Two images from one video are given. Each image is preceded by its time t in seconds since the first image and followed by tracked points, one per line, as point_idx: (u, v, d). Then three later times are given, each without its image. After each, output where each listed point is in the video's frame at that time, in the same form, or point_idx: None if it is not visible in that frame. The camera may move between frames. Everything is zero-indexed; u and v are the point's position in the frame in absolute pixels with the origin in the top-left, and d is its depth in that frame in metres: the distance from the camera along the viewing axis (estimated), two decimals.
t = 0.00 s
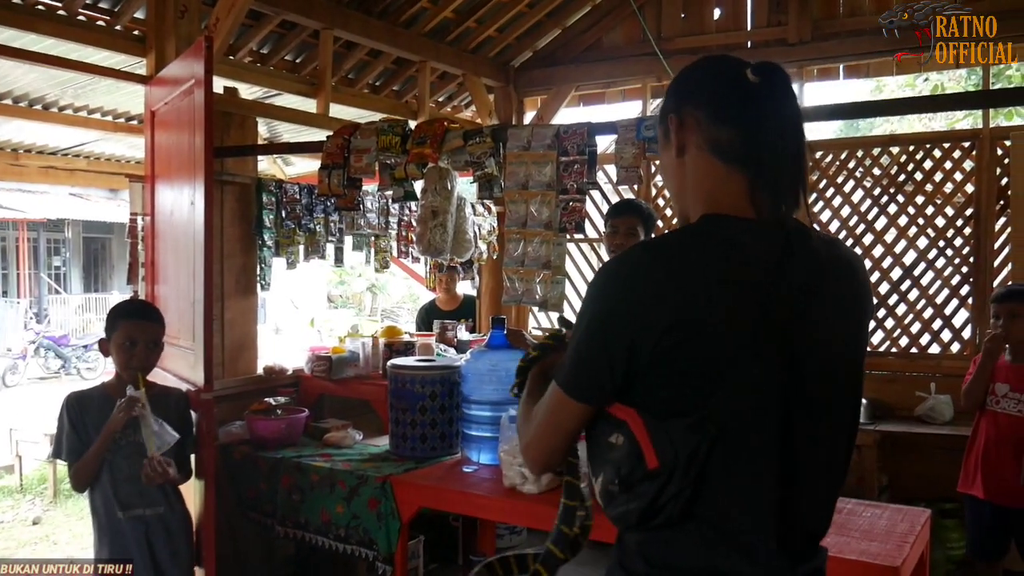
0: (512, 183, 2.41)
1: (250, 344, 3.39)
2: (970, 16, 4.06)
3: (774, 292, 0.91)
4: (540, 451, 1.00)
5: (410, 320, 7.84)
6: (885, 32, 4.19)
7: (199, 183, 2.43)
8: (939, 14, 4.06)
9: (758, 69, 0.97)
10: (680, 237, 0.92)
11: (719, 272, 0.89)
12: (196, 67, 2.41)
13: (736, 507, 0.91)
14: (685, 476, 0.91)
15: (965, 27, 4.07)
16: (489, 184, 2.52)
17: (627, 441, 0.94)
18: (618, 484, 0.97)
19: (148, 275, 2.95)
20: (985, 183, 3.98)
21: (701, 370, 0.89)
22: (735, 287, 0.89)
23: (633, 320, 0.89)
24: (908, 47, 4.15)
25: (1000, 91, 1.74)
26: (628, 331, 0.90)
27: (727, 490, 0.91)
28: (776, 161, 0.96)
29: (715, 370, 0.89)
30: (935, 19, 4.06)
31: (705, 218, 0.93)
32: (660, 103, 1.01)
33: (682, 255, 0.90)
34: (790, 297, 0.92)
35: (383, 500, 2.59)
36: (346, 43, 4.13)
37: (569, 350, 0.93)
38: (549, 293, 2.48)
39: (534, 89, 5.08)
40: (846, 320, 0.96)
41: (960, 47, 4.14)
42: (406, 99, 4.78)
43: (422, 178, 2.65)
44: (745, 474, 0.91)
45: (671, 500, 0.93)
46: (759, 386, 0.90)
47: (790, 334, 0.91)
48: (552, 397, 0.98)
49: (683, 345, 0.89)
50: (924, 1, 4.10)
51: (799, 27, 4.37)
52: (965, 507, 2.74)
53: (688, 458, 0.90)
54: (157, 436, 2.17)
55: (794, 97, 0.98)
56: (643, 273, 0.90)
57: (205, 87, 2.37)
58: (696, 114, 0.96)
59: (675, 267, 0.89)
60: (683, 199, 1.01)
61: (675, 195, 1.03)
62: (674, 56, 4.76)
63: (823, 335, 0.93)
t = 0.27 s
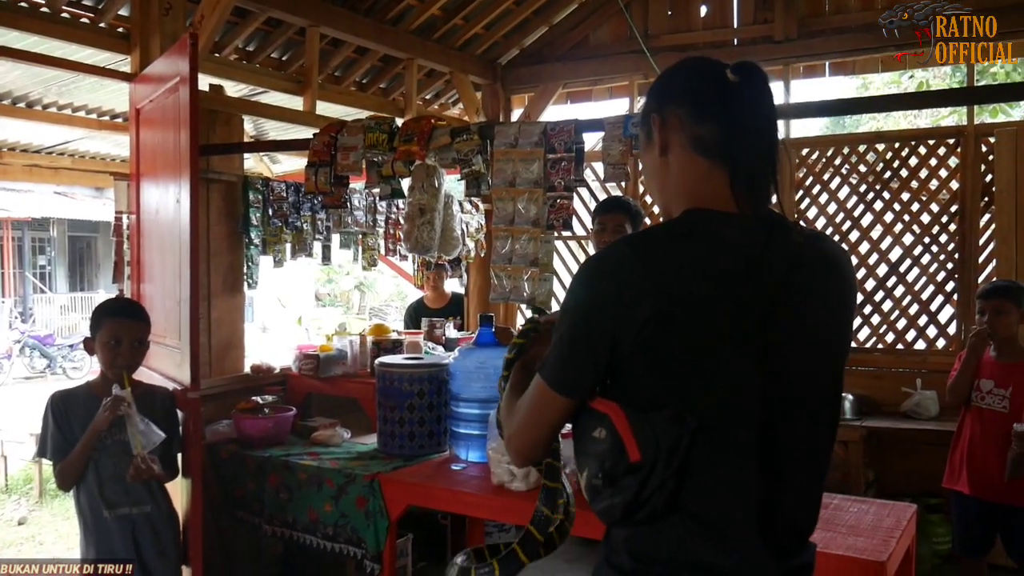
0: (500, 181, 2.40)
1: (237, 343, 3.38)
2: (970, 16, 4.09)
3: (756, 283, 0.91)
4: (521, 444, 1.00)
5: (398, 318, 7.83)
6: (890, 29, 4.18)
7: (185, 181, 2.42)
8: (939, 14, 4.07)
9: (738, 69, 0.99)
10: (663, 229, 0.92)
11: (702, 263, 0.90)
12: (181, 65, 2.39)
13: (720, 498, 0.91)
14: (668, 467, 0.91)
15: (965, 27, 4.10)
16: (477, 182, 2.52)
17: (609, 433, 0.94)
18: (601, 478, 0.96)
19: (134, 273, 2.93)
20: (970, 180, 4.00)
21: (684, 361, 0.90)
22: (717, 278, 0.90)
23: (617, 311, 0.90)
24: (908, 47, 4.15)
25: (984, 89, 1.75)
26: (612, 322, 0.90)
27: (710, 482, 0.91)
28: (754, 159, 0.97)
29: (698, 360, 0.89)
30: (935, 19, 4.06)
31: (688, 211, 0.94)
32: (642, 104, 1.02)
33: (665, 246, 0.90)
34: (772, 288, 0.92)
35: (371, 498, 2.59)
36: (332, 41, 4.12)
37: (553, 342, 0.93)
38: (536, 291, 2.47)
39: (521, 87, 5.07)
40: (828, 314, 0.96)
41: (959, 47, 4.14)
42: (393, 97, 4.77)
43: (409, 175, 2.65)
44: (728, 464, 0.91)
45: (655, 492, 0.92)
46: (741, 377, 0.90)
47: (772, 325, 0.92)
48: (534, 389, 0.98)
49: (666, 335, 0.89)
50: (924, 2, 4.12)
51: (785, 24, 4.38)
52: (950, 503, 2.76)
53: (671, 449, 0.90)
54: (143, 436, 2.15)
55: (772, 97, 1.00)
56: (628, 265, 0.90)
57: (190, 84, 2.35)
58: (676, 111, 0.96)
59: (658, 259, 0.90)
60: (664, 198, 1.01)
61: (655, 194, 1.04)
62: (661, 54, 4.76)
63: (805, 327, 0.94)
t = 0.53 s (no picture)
0: (497, 178, 2.40)
1: (233, 339, 3.37)
2: (971, 16, 4.10)
3: (761, 280, 0.91)
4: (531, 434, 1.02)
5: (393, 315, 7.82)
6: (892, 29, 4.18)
7: (181, 176, 2.41)
8: (939, 14, 4.08)
9: (738, 72, 0.99)
10: (670, 228, 0.92)
11: (706, 263, 0.90)
12: (178, 60, 2.38)
13: (725, 494, 0.92)
14: (674, 463, 0.92)
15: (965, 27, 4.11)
16: (473, 179, 2.53)
17: (617, 428, 0.94)
18: (609, 472, 0.97)
19: (130, 269, 2.92)
20: (967, 181, 4.01)
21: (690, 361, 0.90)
22: (723, 277, 0.89)
23: (622, 310, 0.90)
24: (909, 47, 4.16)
25: (982, 90, 1.75)
26: (616, 320, 0.90)
27: (717, 479, 0.92)
28: (753, 159, 0.98)
29: (702, 360, 0.89)
30: (935, 19, 4.08)
31: (693, 210, 0.94)
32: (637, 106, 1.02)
33: (670, 244, 0.91)
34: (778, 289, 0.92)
35: (367, 495, 2.59)
36: (330, 37, 4.10)
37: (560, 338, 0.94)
38: (534, 289, 2.44)
39: (518, 84, 5.07)
40: (834, 314, 0.96)
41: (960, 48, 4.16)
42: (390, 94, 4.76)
43: (406, 173, 2.65)
44: (734, 462, 0.91)
45: (662, 486, 0.93)
46: (745, 378, 0.90)
47: (779, 324, 0.92)
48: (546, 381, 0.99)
49: (670, 335, 0.89)
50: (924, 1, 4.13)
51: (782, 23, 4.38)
52: (945, 503, 2.77)
53: (677, 445, 0.91)
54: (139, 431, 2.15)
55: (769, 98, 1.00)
56: (632, 264, 0.90)
57: (186, 79, 2.34)
58: (675, 113, 0.97)
59: (665, 256, 0.90)
60: (662, 201, 1.01)
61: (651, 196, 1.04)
62: (659, 52, 4.76)
63: (810, 326, 0.93)
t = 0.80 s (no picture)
0: (506, 175, 2.40)
1: (237, 335, 3.35)
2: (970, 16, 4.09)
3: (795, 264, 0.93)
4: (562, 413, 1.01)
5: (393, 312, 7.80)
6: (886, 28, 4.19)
7: (189, 171, 2.40)
8: (939, 14, 4.07)
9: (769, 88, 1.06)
10: (707, 212, 0.94)
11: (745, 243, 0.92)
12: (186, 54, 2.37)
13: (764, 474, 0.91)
14: (714, 440, 0.91)
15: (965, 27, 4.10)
16: (482, 175, 2.48)
17: (654, 408, 0.94)
18: (644, 455, 0.96)
19: (134, 264, 2.90)
20: (974, 179, 4.00)
21: (730, 337, 0.91)
22: (761, 258, 0.92)
23: (663, 285, 0.91)
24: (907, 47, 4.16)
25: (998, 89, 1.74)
26: (656, 295, 0.91)
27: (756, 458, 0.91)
28: (779, 165, 1.01)
29: (742, 336, 0.90)
30: (935, 19, 4.07)
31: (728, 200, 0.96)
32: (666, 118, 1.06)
33: (710, 225, 0.93)
34: (812, 275, 0.95)
35: (373, 493, 2.57)
36: (335, 32, 4.09)
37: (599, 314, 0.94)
38: (542, 286, 2.42)
39: (523, 81, 5.05)
40: (864, 305, 0.98)
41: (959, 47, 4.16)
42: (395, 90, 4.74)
43: (415, 168, 2.63)
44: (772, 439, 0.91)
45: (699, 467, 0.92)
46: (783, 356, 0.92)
47: (814, 307, 0.94)
48: (579, 360, 0.99)
49: (710, 312, 0.90)
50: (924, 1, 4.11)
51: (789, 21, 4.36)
52: (952, 504, 2.76)
53: (716, 422, 0.91)
54: (146, 427, 2.14)
55: (796, 111, 1.04)
56: (673, 243, 0.92)
57: (194, 73, 2.33)
58: (704, 119, 1.00)
59: (704, 239, 0.92)
60: (692, 206, 1.03)
61: (677, 203, 1.07)
62: (665, 50, 4.74)
63: (845, 312, 0.95)
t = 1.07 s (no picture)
0: (515, 174, 2.36)
1: (240, 337, 3.32)
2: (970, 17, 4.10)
3: (825, 253, 0.94)
4: (593, 429, 0.98)
5: (390, 313, 7.77)
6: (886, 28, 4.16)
7: (194, 173, 2.37)
8: (939, 15, 4.09)
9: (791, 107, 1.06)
10: (734, 212, 0.94)
11: (778, 238, 0.92)
12: (190, 54, 2.33)
13: (818, 460, 0.90)
14: (766, 431, 0.90)
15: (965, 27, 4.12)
16: (489, 174, 2.47)
17: (699, 403, 0.92)
18: (694, 451, 0.94)
19: (137, 268, 2.87)
20: (977, 172, 3.99)
21: (770, 331, 0.90)
22: (794, 252, 0.92)
23: (698, 283, 0.90)
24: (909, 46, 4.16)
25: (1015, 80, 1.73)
26: (692, 292, 0.90)
27: (809, 449, 0.90)
28: (795, 163, 1.02)
29: (781, 329, 0.90)
30: (935, 19, 4.09)
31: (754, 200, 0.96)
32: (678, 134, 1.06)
33: (741, 223, 0.93)
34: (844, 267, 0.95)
35: (383, 495, 2.55)
36: (333, 31, 4.06)
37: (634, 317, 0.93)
38: (552, 285, 2.44)
39: (522, 79, 5.02)
40: (895, 295, 0.99)
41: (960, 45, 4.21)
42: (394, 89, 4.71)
43: (421, 168, 2.60)
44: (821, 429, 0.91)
45: (752, 460, 0.91)
46: (825, 346, 0.91)
47: (848, 299, 0.94)
48: (612, 369, 0.97)
49: (749, 306, 0.90)
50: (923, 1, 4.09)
51: (790, 16, 4.34)
52: (964, 498, 2.75)
53: (767, 412, 0.90)
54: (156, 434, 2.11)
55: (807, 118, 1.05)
56: (703, 241, 0.92)
57: (199, 74, 2.30)
58: (718, 126, 1.00)
59: (735, 235, 0.92)
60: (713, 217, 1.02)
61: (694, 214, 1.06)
62: (666, 45, 4.71)
63: (877, 303, 0.96)
